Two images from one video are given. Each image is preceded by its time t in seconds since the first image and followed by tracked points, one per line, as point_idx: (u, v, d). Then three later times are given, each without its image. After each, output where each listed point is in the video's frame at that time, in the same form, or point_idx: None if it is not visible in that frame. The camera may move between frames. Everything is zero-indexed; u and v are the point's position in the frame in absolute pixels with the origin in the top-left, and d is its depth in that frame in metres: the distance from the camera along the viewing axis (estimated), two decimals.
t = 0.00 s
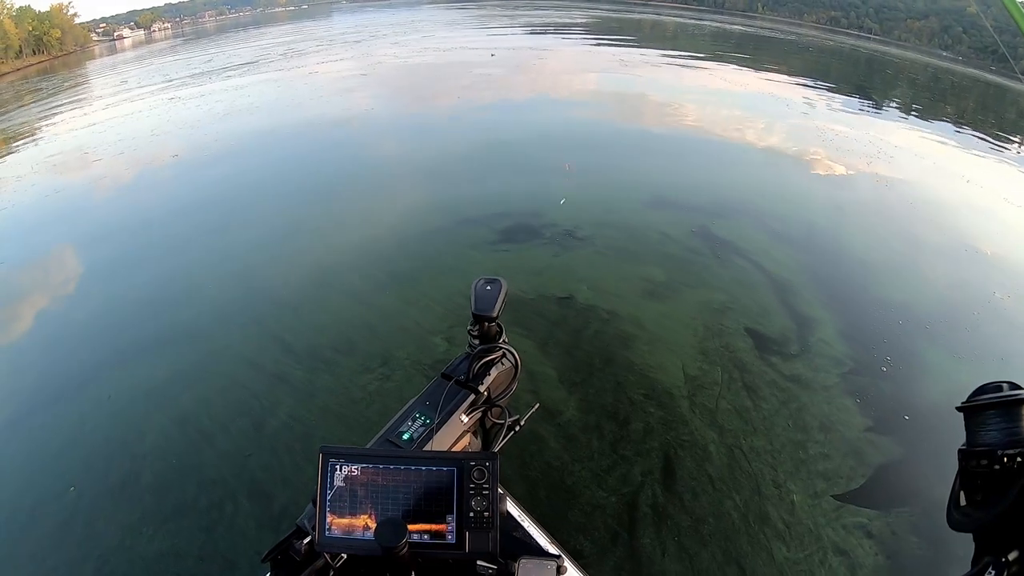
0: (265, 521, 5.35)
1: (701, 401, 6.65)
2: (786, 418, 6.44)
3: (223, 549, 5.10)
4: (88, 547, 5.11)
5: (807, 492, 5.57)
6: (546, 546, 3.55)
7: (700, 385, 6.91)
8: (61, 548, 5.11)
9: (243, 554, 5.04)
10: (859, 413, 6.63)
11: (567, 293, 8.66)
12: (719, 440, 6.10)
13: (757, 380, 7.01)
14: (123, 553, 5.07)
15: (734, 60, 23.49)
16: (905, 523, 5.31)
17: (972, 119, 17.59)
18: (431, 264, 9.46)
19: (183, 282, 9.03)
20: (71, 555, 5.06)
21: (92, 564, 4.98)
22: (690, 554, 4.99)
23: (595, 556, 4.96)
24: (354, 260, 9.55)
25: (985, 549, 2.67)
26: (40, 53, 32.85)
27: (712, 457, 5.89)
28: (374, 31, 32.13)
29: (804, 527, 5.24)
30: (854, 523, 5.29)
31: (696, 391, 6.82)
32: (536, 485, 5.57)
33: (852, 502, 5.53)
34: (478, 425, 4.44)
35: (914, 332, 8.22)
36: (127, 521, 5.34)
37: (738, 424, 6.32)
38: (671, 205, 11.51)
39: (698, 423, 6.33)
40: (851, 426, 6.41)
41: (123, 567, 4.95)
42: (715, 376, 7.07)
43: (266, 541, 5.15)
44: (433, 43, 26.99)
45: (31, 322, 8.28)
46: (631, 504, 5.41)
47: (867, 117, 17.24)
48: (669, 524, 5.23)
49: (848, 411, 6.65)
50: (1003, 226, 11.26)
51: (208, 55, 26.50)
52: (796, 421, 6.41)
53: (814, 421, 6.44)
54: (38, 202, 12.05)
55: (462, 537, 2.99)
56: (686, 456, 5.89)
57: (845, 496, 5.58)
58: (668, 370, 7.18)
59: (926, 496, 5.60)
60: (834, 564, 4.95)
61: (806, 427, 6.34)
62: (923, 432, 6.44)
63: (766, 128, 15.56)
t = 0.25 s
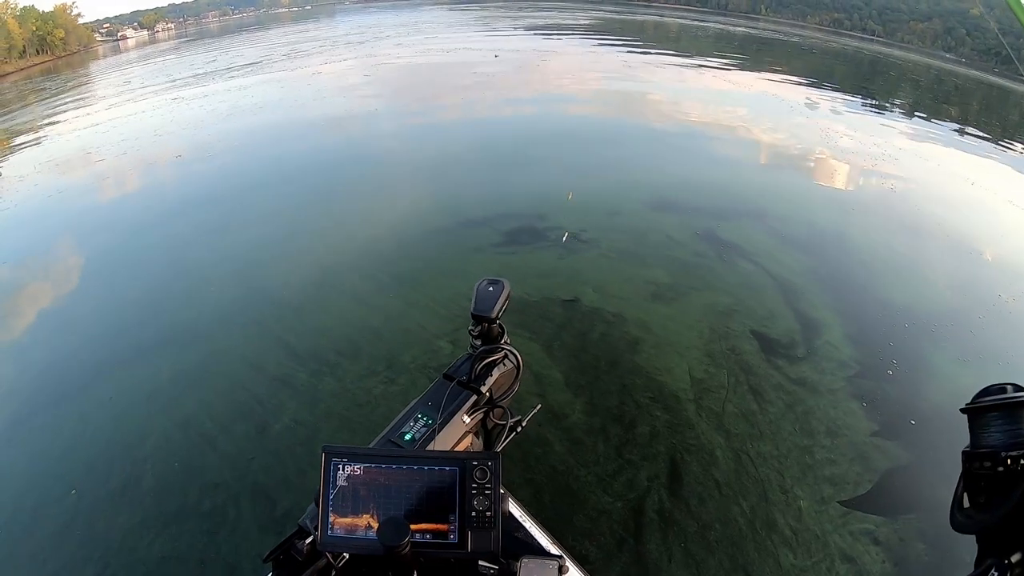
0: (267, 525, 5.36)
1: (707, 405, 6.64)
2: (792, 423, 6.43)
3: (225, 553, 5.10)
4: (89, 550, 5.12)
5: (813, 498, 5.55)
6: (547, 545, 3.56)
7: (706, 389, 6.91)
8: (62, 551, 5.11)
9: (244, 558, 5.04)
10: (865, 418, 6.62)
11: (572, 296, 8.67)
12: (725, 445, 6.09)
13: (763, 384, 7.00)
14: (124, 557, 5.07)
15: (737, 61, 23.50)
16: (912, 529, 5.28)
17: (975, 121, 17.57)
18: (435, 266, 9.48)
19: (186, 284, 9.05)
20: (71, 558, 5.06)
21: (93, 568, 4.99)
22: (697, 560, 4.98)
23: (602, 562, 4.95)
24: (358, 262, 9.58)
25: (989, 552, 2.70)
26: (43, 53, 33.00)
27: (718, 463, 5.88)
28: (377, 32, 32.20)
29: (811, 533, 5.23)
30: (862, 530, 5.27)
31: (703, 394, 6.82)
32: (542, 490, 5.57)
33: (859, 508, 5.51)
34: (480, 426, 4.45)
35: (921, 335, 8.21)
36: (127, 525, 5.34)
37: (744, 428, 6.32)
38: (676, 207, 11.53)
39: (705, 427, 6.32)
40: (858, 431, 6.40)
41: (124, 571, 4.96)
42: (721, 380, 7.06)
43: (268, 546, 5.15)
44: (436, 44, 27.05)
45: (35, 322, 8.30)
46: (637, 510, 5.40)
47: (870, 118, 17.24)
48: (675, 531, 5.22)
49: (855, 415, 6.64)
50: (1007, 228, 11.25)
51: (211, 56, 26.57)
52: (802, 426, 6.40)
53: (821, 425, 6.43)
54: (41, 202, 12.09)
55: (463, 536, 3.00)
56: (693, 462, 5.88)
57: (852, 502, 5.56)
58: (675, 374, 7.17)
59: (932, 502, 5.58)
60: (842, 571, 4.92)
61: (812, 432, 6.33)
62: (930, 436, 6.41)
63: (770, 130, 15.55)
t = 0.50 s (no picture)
0: (271, 529, 5.37)
1: (714, 410, 6.63)
2: (799, 428, 6.43)
3: (229, 557, 5.12)
4: (93, 554, 5.13)
5: (822, 504, 5.56)
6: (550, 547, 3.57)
7: (713, 393, 6.90)
8: (65, 555, 5.13)
9: (248, 563, 5.06)
10: (872, 423, 6.62)
11: (578, 299, 8.68)
12: (732, 450, 6.08)
13: (770, 389, 6.98)
14: (127, 561, 5.09)
15: (740, 63, 23.49)
16: (920, 535, 5.29)
17: (979, 123, 17.54)
18: (439, 269, 9.50)
19: (190, 286, 9.07)
20: (75, 563, 5.08)
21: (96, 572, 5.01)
22: (705, 567, 4.98)
23: (610, 568, 4.96)
24: (362, 264, 9.60)
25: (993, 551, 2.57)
26: (46, 53, 33.11)
27: (726, 468, 5.87)
28: (380, 32, 32.25)
29: (820, 540, 5.24)
30: (870, 537, 5.28)
31: (709, 399, 6.80)
32: (548, 495, 5.56)
33: (867, 515, 5.52)
34: (483, 427, 4.46)
35: (926, 340, 8.20)
36: (131, 529, 5.36)
37: (751, 433, 6.31)
38: (679, 209, 11.54)
39: (712, 432, 6.31)
40: (865, 436, 6.41)
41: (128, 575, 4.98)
42: (728, 384, 7.05)
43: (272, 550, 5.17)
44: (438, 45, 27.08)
45: (39, 324, 8.33)
46: (645, 515, 5.40)
47: (873, 120, 17.23)
48: (683, 537, 5.22)
49: (861, 419, 6.64)
50: (1011, 232, 11.24)
51: (214, 56, 26.63)
52: (809, 431, 6.39)
53: (828, 430, 6.43)
54: (45, 203, 12.14)
55: (467, 537, 3.01)
56: (700, 467, 5.87)
57: (860, 509, 5.57)
58: (681, 378, 7.16)
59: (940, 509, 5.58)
60: None
61: (819, 437, 6.33)
62: (936, 442, 6.41)
63: (773, 132, 15.55)
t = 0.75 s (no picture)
0: (275, 534, 5.38)
1: (720, 416, 6.63)
2: (806, 434, 6.42)
3: (232, 562, 5.12)
4: (96, 558, 5.14)
5: (829, 511, 5.56)
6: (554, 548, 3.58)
7: (719, 399, 6.89)
8: (68, 559, 5.13)
9: (252, 568, 5.07)
10: (878, 428, 6.62)
11: (582, 303, 8.69)
12: (740, 457, 6.08)
13: (776, 395, 6.97)
14: (131, 565, 5.10)
15: (742, 65, 23.51)
16: (927, 541, 5.29)
17: (981, 125, 17.55)
18: (443, 272, 9.51)
19: (193, 288, 9.08)
20: (78, 566, 5.09)
21: None
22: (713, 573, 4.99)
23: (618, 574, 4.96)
24: (367, 267, 9.62)
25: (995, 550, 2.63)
26: (48, 53, 33.17)
27: (733, 474, 5.87)
28: (382, 33, 32.29)
29: (828, 547, 5.25)
30: (877, 543, 5.29)
31: (716, 405, 6.79)
32: (555, 501, 5.57)
33: (874, 521, 5.52)
34: (485, 428, 4.47)
35: (931, 344, 8.21)
36: (134, 533, 5.36)
37: (758, 439, 6.31)
38: (683, 212, 11.55)
39: (719, 438, 6.31)
40: (872, 442, 6.40)
41: None
42: (734, 390, 7.04)
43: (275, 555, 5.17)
44: (440, 46, 27.12)
45: (41, 326, 8.32)
46: (653, 522, 5.40)
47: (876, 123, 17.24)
48: (691, 542, 5.23)
49: (867, 426, 6.63)
50: (1014, 235, 11.24)
51: (216, 57, 26.66)
52: (816, 437, 6.39)
53: (835, 437, 6.42)
54: (47, 203, 12.15)
55: (472, 538, 3.02)
56: (707, 473, 5.87)
57: (868, 515, 5.57)
58: (687, 383, 7.15)
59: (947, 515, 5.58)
60: None
61: (826, 443, 6.32)
62: (942, 447, 6.41)
63: (775, 135, 15.56)
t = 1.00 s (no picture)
0: (277, 540, 5.36)
1: (726, 422, 6.61)
2: (812, 440, 6.40)
3: (234, 567, 5.11)
4: (96, 563, 5.12)
5: (835, 518, 5.54)
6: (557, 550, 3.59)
7: (724, 405, 6.87)
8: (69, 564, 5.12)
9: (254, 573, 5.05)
10: (884, 434, 6.59)
11: (586, 308, 8.69)
12: (745, 463, 6.06)
13: (782, 401, 6.95)
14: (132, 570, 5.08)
15: (744, 67, 23.50)
16: (933, 547, 5.27)
17: (984, 127, 17.53)
18: (446, 275, 9.51)
19: (194, 291, 9.08)
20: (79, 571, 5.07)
21: None
22: None
23: None
24: (370, 270, 9.61)
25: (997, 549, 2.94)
26: (50, 53, 33.26)
27: (739, 481, 5.86)
28: (384, 35, 32.32)
29: (834, 553, 5.23)
30: (883, 550, 5.26)
31: (721, 411, 6.77)
32: (559, 508, 5.56)
33: (880, 528, 5.50)
34: (487, 429, 4.47)
35: (936, 349, 8.19)
36: (135, 538, 5.35)
37: (764, 446, 6.29)
38: (686, 216, 11.55)
39: (724, 445, 6.29)
40: (877, 449, 6.36)
41: None
42: (739, 396, 7.02)
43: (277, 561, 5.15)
44: (442, 48, 27.14)
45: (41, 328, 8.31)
46: (658, 528, 5.40)
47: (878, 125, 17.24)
48: (696, 549, 5.23)
49: (873, 431, 6.61)
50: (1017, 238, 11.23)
51: (218, 58, 26.70)
52: (822, 443, 6.37)
53: (841, 443, 6.39)
54: (49, 204, 12.16)
55: (475, 540, 3.02)
56: (713, 480, 5.86)
57: (874, 522, 5.55)
58: (692, 390, 7.13)
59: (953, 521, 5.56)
60: None
61: (832, 449, 6.29)
62: (947, 453, 6.39)
63: (777, 137, 15.55)
